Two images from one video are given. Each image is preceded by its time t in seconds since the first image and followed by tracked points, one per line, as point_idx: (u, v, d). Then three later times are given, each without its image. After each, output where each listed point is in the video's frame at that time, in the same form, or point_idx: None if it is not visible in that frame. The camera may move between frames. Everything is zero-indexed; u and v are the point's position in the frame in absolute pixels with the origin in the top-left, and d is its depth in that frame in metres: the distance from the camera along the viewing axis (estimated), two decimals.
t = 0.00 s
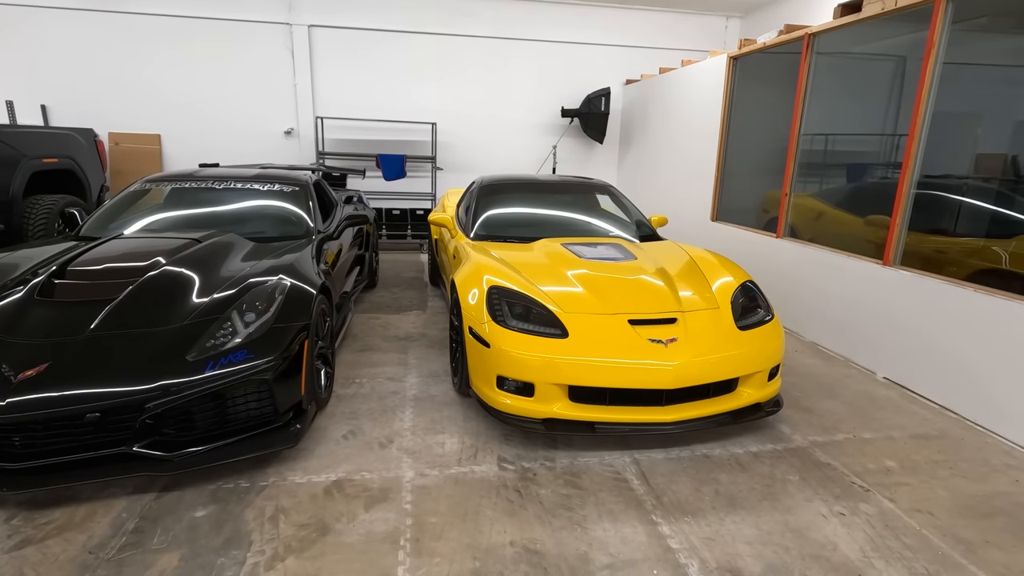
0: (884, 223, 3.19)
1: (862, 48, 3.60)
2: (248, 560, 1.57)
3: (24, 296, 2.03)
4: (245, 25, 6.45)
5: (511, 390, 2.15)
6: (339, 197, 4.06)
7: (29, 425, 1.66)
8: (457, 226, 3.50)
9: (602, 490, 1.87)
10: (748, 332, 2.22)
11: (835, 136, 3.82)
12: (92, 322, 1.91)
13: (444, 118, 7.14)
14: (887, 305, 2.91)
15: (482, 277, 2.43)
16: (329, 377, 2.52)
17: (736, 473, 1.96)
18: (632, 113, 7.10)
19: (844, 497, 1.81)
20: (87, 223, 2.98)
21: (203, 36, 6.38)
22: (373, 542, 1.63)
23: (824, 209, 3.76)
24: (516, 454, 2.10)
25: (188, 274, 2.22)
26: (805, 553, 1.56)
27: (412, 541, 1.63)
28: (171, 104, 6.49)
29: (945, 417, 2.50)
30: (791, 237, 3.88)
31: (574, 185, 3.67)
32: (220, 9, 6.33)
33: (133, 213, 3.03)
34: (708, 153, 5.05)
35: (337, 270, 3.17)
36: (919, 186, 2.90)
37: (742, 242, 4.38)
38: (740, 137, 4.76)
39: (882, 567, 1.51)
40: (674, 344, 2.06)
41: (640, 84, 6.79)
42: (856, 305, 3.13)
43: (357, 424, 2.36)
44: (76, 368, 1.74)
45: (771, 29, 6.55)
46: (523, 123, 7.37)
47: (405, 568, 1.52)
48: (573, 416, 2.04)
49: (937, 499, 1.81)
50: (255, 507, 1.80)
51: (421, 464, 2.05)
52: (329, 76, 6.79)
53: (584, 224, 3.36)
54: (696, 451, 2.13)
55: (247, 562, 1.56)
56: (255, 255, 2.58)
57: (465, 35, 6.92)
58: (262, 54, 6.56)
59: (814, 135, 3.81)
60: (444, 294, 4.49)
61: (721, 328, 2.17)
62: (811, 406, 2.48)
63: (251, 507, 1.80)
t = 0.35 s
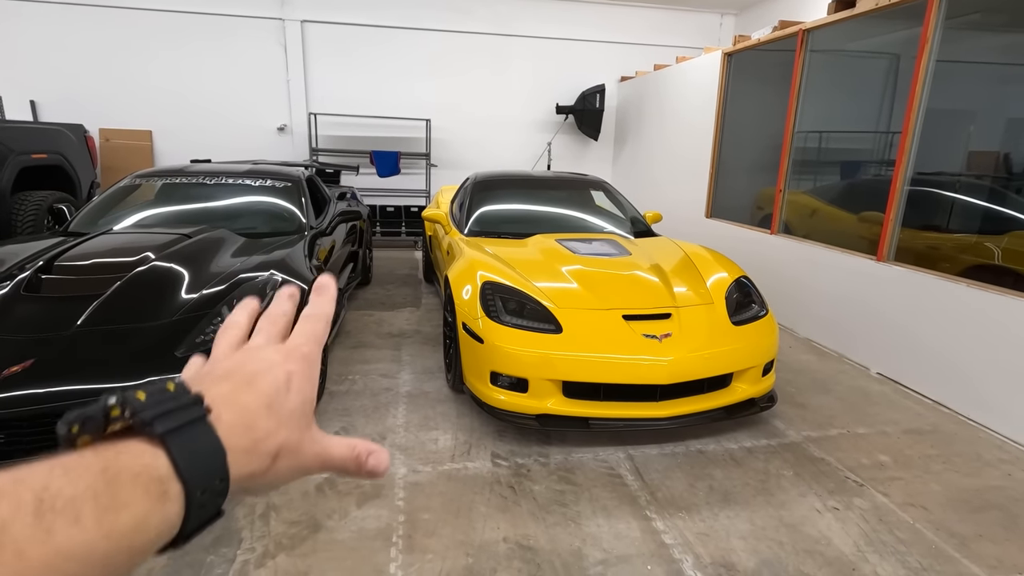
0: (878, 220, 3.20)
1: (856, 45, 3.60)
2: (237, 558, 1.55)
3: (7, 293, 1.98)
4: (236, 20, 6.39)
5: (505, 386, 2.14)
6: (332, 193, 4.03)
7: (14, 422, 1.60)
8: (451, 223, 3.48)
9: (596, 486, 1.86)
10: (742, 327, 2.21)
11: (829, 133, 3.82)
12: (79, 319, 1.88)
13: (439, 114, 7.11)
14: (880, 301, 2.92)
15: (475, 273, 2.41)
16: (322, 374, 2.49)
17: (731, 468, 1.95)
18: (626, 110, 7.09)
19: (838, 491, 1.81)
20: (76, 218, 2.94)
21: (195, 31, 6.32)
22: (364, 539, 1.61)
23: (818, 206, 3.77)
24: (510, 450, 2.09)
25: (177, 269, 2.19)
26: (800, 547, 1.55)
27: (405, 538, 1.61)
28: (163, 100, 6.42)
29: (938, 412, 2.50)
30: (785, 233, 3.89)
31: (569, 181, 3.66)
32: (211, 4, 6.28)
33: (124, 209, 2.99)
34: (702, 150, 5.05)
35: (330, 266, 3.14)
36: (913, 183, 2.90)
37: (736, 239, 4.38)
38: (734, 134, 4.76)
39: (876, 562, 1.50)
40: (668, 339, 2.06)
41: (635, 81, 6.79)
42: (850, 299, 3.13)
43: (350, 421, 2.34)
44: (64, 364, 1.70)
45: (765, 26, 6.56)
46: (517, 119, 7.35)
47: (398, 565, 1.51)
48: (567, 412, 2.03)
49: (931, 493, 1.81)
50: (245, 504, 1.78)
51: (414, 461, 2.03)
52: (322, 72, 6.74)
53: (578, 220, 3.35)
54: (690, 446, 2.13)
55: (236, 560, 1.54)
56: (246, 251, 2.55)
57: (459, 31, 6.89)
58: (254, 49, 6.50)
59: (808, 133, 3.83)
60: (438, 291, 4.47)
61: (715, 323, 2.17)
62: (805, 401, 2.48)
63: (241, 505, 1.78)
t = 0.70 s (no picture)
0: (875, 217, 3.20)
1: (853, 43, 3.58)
2: (231, 558, 1.53)
3: None
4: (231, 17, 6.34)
5: (502, 384, 2.12)
6: (328, 190, 4.00)
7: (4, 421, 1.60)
8: (447, 220, 3.46)
9: (593, 484, 1.85)
10: (739, 325, 2.20)
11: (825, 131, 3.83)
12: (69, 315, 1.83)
13: (435, 111, 7.09)
14: (877, 298, 2.91)
15: (472, 271, 2.39)
16: (316, 372, 2.47)
17: (728, 466, 1.95)
18: (623, 108, 7.08)
19: (836, 489, 1.80)
20: (68, 215, 2.91)
21: (189, 27, 6.27)
22: (359, 538, 1.59)
23: (815, 203, 3.77)
24: (506, 448, 2.08)
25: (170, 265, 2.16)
26: (797, 545, 1.55)
27: (400, 537, 1.60)
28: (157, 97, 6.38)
29: (935, 410, 2.50)
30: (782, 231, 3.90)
31: (566, 178, 3.65)
32: None
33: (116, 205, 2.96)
34: (699, 147, 5.05)
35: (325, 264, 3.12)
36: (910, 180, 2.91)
37: (733, 237, 4.38)
38: (731, 132, 4.75)
39: (874, 560, 1.50)
40: (666, 337, 2.04)
41: (631, 79, 6.78)
42: (848, 296, 3.12)
43: (345, 419, 2.32)
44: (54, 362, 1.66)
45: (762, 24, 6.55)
46: (514, 117, 7.33)
47: (393, 564, 1.49)
48: (564, 410, 2.02)
49: (928, 490, 1.81)
50: (239, 503, 1.76)
51: (409, 459, 2.01)
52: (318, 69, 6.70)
53: (575, 217, 3.33)
54: (688, 444, 2.12)
55: (229, 559, 1.52)
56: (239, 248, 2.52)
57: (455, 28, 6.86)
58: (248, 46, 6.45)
59: (804, 131, 3.84)
60: (434, 289, 4.45)
61: (713, 320, 2.16)
62: (802, 399, 2.48)
63: (234, 504, 1.76)
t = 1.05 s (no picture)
0: (872, 217, 3.20)
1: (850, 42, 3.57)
2: (224, 560, 1.51)
3: None
4: (227, 15, 6.31)
5: (499, 384, 2.11)
6: (323, 190, 3.98)
7: None
8: (443, 219, 3.45)
9: (591, 485, 1.83)
10: (737, 324, 2.19)
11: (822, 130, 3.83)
12: (61, 315, 1.80)
13: (432, 110, 7.07)
14: (875, 298, 2.91)
15: (468, 270, 2.38)
16: (312, 372, 2.45)
17: (726, 466, 1.94)
18: (620, 107, 7.08)
19: (834, 489, 1.80)
20: (61, 213, 2.87)
21: (184, 25, 6.24)
22: (355, 540, 1.58)
23: (811, 203, 3.77)
24: (503, 449, 2.06)
25: (163, 265, 2.13)
26: (796, 546, 1.54)
27: (396, 539, 1.58)
28: (151, 95, 6.33)
29: (932, 409, 2.50)
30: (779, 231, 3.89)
31: (563, 177, 3.63)
32: None
33: (110, 204, 2.93)
34: (696, 147, 5.05)
35: (321, 263, 3.10)
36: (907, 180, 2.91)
37: (730, 236, 4.38)
38: (728, 132, 4.75)
39: (873, 560, 1.49)
40: (664, 337, 2.03)
41: (628, 79, 6.77)
42: (846, 296, 3.11)
43: (340, 420, 2.30)
44: (44, 362, 1.63)
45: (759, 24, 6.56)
46: (511, 115, 7.31)
47: (389, 566, 1.48)
48: (561, 410, 2.01)
49: (926, 490, 1.80)
50: (233, 505, 1.74)
51: (405, 460, 2.00)
52: (314, 67, 6.67)
53: (572, 217, 3.32)
54: (685, 445, 2.11)
55: (223, 562, 1.50)
56: (234, 248, 2.49)
57: (452, 27, 6.84)
58: (244, 44, 6.42)
59: (801, 130, 3.83)
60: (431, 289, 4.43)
61: (710, 320, 2.15)
62: (800, 399, 2.47)
63: (228, 506, 1.74)
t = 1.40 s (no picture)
0: (868, 217, 3.21)
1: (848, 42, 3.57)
2: (221, 564, 1.50)
3: None
4: (221, 13, 6.27)
5: (496, 385, 2.11)
6: (320, 189, 3.96)
7: None
8: (441, 219, 3.44)
9: (589, 486, 1.83)
10: (734, 324, 2.20)
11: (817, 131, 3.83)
12: (55, 317, 1.78)
13: (429, 109, 7.05)
14: (872, 298, 2.92)
15: (466, 271, 2.37)
16: (309, 373, 2.44)
17: (724, 466, 1.94)
18: (617, 106, 7.08)
19: (832, 489, 1.80)
20: (54, 213, 2.84)
21: (178, 23, 6.20)
22: (353, 543, 1.57)
23: (807, 203, 3.78)
24: (501, 450, 2.06)
25: (159, 265, 2.12)
26: (794, 546, 1.54)
27: (394, 541, 1.58)
28: (145, 94, 6.29)
29: (928, 409, 2.51)
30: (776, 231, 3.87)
31: (560, 177, 3.63)
32: None
33: (104, 204, 2.91)
34: (692, 146, 5.06)
35: (317, 264, 3.08)
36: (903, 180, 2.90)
37: (726, 236, 4.39)
38: (725, 132, 4.75)
39: (871, 560, 1.49)
40: (662, 337, 2.03)
41: (625, 78, 6.78)
42: (842, 296, 3.12)
43: (338, 421, 2.29)
44: (38, 363, 1.61)
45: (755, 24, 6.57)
46: (507, 115, 7.31)
47: (387, 568, 1.47)
48: (559, 411, 2.01)
49: (923, 490, 1.81)
50: (230, 507, 1.73)
51: (403, 461, 1.99)
52: (309, 66, 6.64)
53: (569, 217, 3.32)
54: (683, 445, 2.11)
55: (220, 565, 1.49)
56: (230, 248, 2.48)
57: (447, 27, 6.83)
58: (239, 42, 6.38)
59: (797, 130, 3.81)
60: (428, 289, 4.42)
61: (708, 320, 2.15)
62: (797, 399, 2.48)
63: (225, 508, 1.73)
